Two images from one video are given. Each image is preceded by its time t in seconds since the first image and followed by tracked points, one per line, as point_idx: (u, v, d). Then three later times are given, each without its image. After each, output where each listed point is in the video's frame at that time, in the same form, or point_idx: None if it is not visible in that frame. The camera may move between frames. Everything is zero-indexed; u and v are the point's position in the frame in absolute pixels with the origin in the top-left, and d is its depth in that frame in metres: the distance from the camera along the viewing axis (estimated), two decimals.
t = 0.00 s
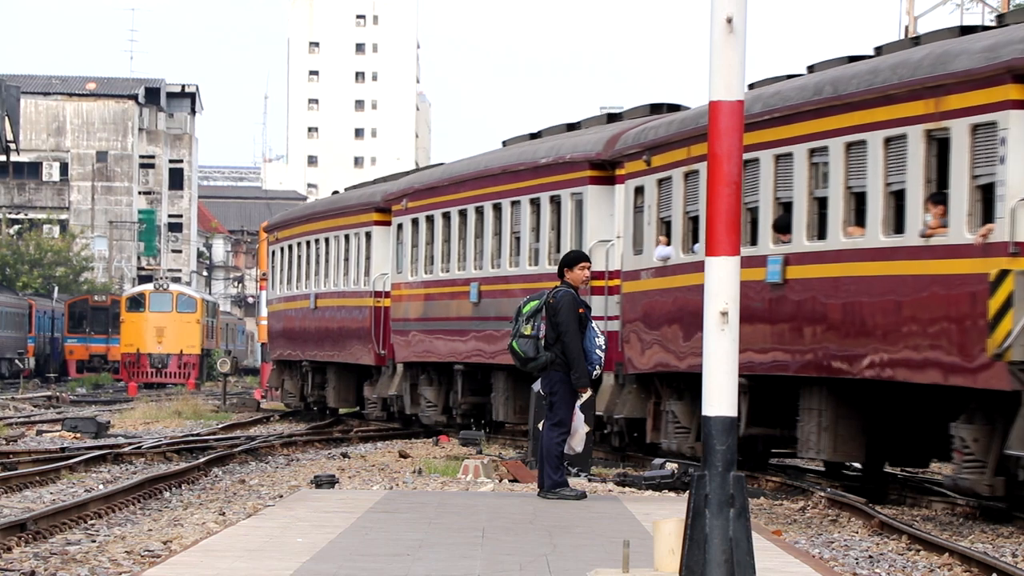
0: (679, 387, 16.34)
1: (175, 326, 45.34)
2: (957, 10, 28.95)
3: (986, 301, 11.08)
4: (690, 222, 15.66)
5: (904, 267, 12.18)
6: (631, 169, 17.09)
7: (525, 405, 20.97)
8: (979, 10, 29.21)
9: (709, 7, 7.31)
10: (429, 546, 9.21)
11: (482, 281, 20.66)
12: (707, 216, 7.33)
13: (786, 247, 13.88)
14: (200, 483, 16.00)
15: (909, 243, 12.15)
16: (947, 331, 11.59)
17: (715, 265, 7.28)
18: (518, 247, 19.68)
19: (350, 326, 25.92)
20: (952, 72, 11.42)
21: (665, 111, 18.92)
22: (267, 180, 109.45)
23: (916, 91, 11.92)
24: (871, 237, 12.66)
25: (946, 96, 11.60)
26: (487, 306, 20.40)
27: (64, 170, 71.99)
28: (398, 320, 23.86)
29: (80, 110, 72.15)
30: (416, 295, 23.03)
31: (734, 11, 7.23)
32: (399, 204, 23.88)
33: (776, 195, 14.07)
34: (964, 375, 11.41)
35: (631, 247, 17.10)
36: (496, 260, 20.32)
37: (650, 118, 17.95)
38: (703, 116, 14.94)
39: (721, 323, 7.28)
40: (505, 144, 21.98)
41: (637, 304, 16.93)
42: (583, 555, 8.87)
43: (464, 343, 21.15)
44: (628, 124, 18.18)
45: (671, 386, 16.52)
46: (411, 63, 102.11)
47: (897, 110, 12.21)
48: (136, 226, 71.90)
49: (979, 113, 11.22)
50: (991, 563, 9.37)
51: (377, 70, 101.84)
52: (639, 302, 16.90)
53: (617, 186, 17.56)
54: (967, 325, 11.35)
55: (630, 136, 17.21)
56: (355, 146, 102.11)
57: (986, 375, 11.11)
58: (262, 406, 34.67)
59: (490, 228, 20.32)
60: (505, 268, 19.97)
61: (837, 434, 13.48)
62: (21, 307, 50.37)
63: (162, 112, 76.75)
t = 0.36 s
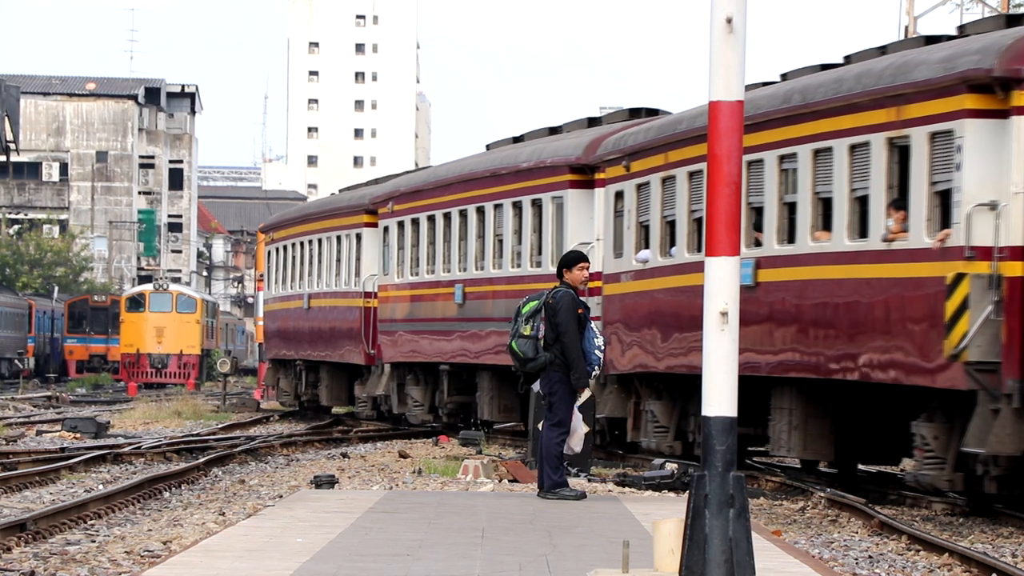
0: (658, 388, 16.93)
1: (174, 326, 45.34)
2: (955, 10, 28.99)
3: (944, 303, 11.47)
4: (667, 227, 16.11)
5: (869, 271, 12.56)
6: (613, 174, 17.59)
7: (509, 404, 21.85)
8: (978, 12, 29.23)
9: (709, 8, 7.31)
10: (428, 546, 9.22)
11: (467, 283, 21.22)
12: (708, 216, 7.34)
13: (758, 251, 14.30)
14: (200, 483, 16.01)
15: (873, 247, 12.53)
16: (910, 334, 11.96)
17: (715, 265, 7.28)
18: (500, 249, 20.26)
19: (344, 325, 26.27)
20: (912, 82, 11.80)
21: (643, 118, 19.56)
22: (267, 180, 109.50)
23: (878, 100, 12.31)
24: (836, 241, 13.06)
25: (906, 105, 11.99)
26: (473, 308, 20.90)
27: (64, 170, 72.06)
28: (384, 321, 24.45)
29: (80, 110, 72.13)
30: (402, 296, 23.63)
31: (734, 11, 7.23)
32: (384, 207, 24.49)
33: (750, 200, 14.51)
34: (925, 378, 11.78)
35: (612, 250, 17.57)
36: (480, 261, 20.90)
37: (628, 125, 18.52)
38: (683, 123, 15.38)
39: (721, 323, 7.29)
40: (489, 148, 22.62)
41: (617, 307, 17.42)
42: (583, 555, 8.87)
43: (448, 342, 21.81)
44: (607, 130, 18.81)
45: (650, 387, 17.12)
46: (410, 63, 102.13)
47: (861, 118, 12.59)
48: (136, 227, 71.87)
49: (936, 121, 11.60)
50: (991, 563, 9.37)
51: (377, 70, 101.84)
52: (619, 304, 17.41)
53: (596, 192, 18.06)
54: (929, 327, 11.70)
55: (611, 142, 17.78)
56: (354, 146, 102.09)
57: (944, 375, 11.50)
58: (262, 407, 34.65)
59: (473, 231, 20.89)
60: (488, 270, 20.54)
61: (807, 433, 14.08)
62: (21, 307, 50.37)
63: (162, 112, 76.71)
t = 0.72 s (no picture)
0: (636, 386, 17.65)
1: (174, 326, 45.35)
2: (955, 10, 28.97)
3: (903, 305, 12.16)
4: (645, 230, 16.82)
5: (835, 272, 13.26)
6: (593, 178, 18.27)
7: (494, 403, 22.26)
8: (978, 12, 29.24)
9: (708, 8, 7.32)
10: (428, 546, 9.22)
11: (453, 285, 21.72)
12: (707, 215, 7.34)
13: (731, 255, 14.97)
14: (200, 483, 16.01)
15: (838, 250, 13.23)
16: (871, 334, 12.67)
17: (715, 265, 7.28)
18: (485, 251, 20.76)
19: (335, 326, 26.59)
20: (875, 91, 12.49)
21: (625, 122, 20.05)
22: (267, 181, 109.51)
23: (844, 108, 13.00)
24: (805, 244, 13.72)
25: (870, 113, 12.69)
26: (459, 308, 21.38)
27: (63, 170, 72.09)
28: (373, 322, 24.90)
29: (80, 110, 72.12)
30: (390, 298, 24.12)
31: (733, 11, 7.24)
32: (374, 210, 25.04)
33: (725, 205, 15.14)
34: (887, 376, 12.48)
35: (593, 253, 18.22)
36: (465, 263, 21.41)
37: (607, 130, 19.23)
38: (659, 130, 16.14)
39: (720, 324, 7.29)
40: (475, 152, 23.18)
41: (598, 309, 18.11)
42: (583, 555, 8.87)
43: (436, 343, 22.26)
44: (589, 134, 19.37)
45: (629, 386, 17.83)
46: (410, 63, 102.10)
47: (827, 126, 13.29)
48: (135, 227, 71.84)
49: (898, 129, 12.32)
50: (991, 564, 9.37)
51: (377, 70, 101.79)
52: (600, 306, 18.09)
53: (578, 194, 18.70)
54: (890, 327, 12.41)
55: (591, 147, 18.41)
56: (354, 146, 102.04)
57: (906, 375, 12.18)
58: (262, 407, 34.67)
59: (459, 234, 21.44)
60: (473, 270, 21.06)
61: (779, 431, 14.72)
62: (21, 307, 50.36)
63: (161, 112, 76.65)
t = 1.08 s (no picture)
0: (616, 385, 18.08)
1: (174, 326, 45.35)
2: (955, 10, 28.94)
3: (866, 306, 12.64)
4: (625, 232, 17.26)
5: (804, 275, 13.69)
6: (576, 181, 18.72)
7: (480, 401, 22.68)
8: (977, 12, 29.27)
9: (708, 7, 7.31)
10: (428, 546, 9.22)
11: (440, 285, 22.16)
12: (707, 215, 7.34)
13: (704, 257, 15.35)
14: (199, 483, 16.01)
15: (807, 253, 13.67)
16: (837, 333, 13.12)
17: (715, 265, 7.29)
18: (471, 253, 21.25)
19: (326, 326, 26.97)
20: (842, 98, 12.93)
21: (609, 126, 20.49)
22: (266, 181, 109.52)
23: (812, 115, 13.43)
24: (775, 247, 14.13)
25: (837, 119, 13.13)
26: (446, 309, 21.83)
27: (62, 170, 72.12)
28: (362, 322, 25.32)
29: (79, 110, 72.12)
30: (379, 298, 24.53)
31: (733, 10, 7.24)
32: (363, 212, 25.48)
33: (697, 207, 15.39)
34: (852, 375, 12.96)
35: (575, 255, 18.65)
36: (452, 264, 21.85)
37: (590, 134, 19.69)
38: (639, 134, 16.59)
39: (720, 323, 7.29)
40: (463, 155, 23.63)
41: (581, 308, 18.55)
42: (583, 555, 8.87)
43: (423, 343, 22.69)
44: (573, 138, 19.83)
45: (609, 384, 18.26)
46: (409, 62, 102.04)
47: (797, 132, 13.71)
48: (134, 227, 71.84)
49: (863, 135, 12.77)
50: (990, 563, 9.37)
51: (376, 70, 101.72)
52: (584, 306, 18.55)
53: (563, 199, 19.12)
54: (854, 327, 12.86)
55: (575, 151, 18.87)
56: (353, 146, 101.98)
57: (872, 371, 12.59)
58: (261, 407, 34.68)
59: (446, 235, 21.88)
60: (461, 271, 21.51)
61: (751, 429, 15.05)
62: (21, 307, 50.35)
63: (161, 112, 76.62)
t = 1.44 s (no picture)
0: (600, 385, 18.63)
1: (174, 326, 45.33)
2: (954, 10, 28.93)
3: (832, 306, 13.17)
4: (607, 234, 17.80)
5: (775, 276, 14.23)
6: (559, 184, 19.25)
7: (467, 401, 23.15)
8: (977, 12, 29.27)
9: (708, 7, 7.31)
10: (427, 546, 9.22)
11: (429, 286, 22.63)
12: (707, 215, 7.34)
13: (682, 259, 15.92)
14: (199, 483, 16.01)
15: (778, 255, 14.19)
16: (805, 334, 13.65)
17: (714, 265, 7.29)
18: (460, 254, 21.78)
19: (318, 326, 27.51)
20: (811, 105, 13.45)
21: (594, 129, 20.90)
22: (266, 181, 109.55)
23: (784, 120, 13.95)
24: (749, 248, 14.69)
25: (806, 125, 13.65)
26: (435, 309, 22.33)
27: (62, 170, 72.14)
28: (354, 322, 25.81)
29: (79, 110, 72.15)
30: (373, 298, 24.98)
31: (733, 10, 7.23)
32: (355, 215, 25.97)
33: (676, 210, 15.95)
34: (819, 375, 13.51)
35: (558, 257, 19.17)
36: (441, 265, 22.36)
37: (574, 138, 20.14)
38: (621, 139, 17.12)
39: (719, 324, 7.29)
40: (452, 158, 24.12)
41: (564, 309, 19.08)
42: (583, 555, 8.88)
43: (412, 343, 23.21)
44: (558, 142, 20.33)
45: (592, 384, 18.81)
46: (409, 62, 102.01)
47: (771, 137, 14.24)
48: (134, 227, 71.85)
49: (831, 140, 13.28)
50: (991, 563, 9.37)
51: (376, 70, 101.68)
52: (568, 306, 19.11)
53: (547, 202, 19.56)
54: (821, 329, 13.38)
55: (560, 154, 19.33)
56: (353, 146, 101.97)
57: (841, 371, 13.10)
58: (261, 408, 34.69)
59: (436, 237, 22.38)
60: (451, 272, 21.98)
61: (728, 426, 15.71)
62: (20, 308, 50.35)
63: (161, 112, 76.60)
